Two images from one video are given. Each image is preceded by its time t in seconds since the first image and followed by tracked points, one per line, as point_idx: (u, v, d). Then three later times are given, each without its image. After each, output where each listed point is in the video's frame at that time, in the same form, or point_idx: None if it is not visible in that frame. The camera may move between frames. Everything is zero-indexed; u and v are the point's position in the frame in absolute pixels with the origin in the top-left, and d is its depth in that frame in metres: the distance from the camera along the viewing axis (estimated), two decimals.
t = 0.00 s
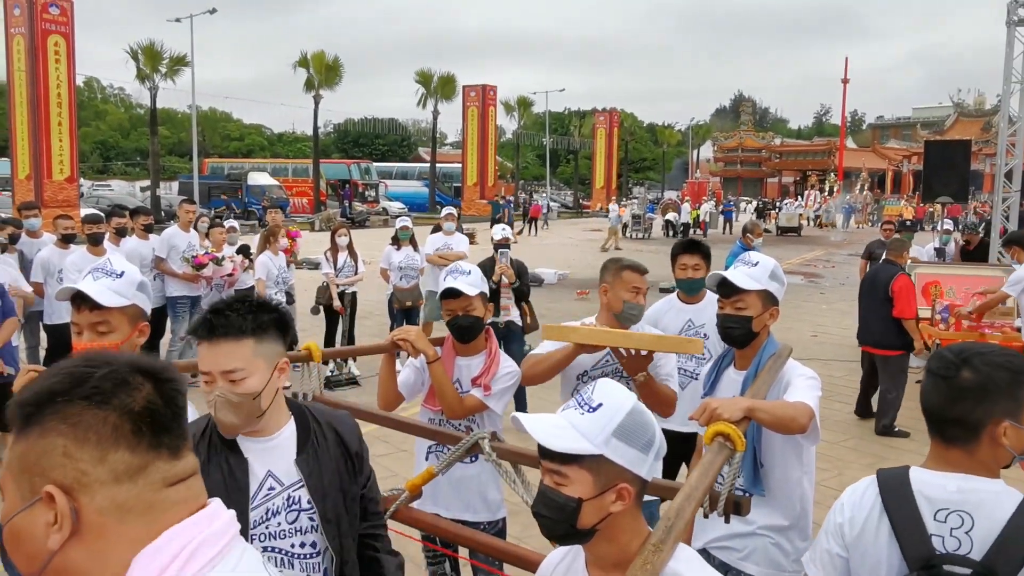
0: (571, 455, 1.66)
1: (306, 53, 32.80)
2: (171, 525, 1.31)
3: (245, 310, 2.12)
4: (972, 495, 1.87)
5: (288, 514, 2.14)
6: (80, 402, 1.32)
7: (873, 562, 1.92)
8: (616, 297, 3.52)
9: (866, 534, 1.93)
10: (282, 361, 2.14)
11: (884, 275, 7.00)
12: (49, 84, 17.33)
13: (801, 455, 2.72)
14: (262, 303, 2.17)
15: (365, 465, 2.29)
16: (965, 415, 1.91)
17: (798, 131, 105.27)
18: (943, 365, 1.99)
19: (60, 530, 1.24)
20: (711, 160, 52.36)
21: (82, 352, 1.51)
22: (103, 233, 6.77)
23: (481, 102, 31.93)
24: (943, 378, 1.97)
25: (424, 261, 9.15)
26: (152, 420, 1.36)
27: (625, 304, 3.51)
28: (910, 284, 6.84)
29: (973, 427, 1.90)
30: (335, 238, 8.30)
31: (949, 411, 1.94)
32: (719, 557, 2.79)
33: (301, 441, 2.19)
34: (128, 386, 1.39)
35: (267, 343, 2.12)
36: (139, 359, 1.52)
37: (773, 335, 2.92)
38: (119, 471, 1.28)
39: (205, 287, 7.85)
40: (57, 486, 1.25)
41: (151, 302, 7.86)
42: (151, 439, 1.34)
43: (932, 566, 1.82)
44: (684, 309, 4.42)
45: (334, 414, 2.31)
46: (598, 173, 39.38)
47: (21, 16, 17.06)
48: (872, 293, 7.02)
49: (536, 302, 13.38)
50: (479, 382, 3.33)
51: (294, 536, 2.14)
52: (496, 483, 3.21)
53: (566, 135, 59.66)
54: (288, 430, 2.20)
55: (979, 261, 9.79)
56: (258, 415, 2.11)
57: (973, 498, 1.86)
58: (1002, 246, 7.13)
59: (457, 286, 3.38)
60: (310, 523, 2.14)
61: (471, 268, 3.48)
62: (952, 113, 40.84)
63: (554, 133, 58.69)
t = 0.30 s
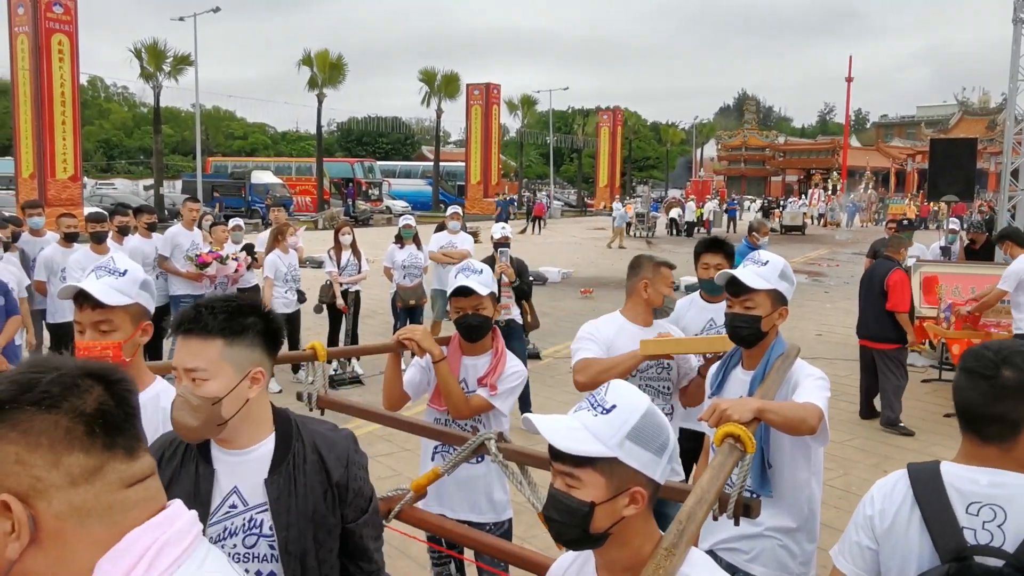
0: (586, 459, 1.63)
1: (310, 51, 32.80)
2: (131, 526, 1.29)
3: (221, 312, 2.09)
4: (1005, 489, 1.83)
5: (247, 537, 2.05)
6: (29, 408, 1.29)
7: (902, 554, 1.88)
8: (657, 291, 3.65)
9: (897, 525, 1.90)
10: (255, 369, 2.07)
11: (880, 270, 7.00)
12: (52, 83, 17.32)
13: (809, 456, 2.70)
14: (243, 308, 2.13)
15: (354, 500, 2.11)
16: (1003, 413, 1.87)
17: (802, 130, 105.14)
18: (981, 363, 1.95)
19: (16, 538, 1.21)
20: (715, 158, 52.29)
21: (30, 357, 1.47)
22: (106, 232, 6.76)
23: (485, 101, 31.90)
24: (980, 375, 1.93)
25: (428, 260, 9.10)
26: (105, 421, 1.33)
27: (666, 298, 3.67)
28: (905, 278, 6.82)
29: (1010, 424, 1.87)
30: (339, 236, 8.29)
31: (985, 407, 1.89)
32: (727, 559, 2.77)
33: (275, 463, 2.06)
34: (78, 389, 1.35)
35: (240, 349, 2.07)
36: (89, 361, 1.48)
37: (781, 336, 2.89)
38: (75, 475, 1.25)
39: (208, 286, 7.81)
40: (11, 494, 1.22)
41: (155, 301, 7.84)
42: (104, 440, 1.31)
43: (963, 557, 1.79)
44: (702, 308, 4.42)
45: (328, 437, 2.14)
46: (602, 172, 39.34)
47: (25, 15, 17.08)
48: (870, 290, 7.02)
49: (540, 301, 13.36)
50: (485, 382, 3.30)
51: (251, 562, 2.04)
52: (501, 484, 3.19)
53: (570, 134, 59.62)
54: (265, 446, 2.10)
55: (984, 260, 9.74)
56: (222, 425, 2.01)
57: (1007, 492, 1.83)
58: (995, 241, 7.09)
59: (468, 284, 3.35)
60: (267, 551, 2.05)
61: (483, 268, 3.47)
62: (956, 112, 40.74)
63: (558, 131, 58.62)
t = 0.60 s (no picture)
0: (591, 459, 1.63)
1: (311, 50, 32.79)
2: (120, 526, 1.27)
3: (237, 320, 2.04)
4: None
5: (237, 557, 1.98)
6: (12, 408, 1.29)
7: (952, 550, 1.88)
8: (694, 286, 3.78)
9: (947, 522, 1.88)
10: (267, 380, 2.02)
11: (878, 267, 7.00)
12: (54, 82, 17.31)
13: (813, 456, 2.70)
14: (259, 315, 2.07)
15: (358, 541, 1.93)
16: None
17: (804, 128, 105.10)
18: None
19: None
20: (716, 156, 52.25)
21: (18, 360, 1.47)
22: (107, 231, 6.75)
23: (486, 100, 31.88)
24: None
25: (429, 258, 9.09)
26: (90, 420, 1.32)
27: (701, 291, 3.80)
28: (904, 275, 6.83)
29: None
30: (339, 235, 8.27)
31: None
32: (731, 560, 2.76)
33: (279, 484, 1.97)
34: (61, 389, 1.35)
35: (253, 359, 2.01)
36: (75, 362, 1.48)
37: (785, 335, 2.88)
38: (59, 474, 1.25)
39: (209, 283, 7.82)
40: None
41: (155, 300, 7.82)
42: (89, 439, 1.30)
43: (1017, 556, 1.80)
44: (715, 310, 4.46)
45: (343, 467, 1.98)
46: (603, 170, 39.33)
47: (25, 14, 17.06)
48: (868, 286, 7.02)
49: (541, 299, 13.36)
50: (488, 382, 3.29)
51: None
52: (505, 484, 3.18)
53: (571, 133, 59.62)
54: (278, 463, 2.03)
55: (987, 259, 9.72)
56: (229, 438, 1.98)
57: None
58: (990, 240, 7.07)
59: (478, 284, 3.36)
60: None
61: (493, 268, 3.49)
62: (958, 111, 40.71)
63: (559, 130, 58.59)
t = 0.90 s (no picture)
0: (593, 460, 1.61)
1: (310, 49, 32.75)
2: (113, 531, 1.26)
3: (239, 324, 2.03)
4: None
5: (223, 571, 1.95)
6: (16, 409, 1.27)
7: (990, 551, 1.83)
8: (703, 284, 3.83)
9: (983, 523, 1.84)
10: (272, 388, 2.01)
11: (881, 265, 6.94)
12: (52, 80, 17.28)
13: (814, 456, 2.68)
14: (259, 320, 2.07)
15: (345, 564, 1.84)
16: None
17: (803, 127, 105.10)
18: None
19: None
20: (715, 155, 52.25)
21: (20, 357, 1.44)
22: (106, 229, 6.74)
23: (485, 98, 31.85)
24: None
25: (427, 257, 9.08)
26: (92, 425, 1.30)
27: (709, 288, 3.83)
28: (906, 273, 6.81)
29: None
30: (338, 234, 8.26)
31: None
32: (732, 560, 2.75)
33: (267, 498, 1.92)
34: (65, 392, 1.33)
35: (255, 364, 2.00)
36: (76, 365, 1.46)
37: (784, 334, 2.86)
38: (60, 479, 1.23)
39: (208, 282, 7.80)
40: None
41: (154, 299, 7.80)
42: (91, 444, 1.28)
43: None
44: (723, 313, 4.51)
45: (333, 483, 1.91)
46: (602, 169, 39.32)
47: (24, 13, 17.05)
48: (870, 283, 6.95)
49: (540, 298, 13.35)
50: (487, 381, 3.28)
51: None
52: (505, 484, 3.17)
53: (570, 131, 59.58)
54: (268, 475, 1.99)
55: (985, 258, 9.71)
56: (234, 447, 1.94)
57: None
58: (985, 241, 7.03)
59: (483, 285, 3.35)
60: None
61: (498, 270, 3.48)
62: (957, 110, 40.69)
63: (558, 129, 58.57)
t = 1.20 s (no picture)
0: (592, 462, 1.61)
1: (308, 49, 32.72)
2: (94, 536, 1.25)
3: (198, 322, 2.01)
4: None
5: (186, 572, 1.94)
6: None
7: (996, 548, 1.81)
8: (705, 284, 3.82)
9: (991, 520, 1.81)
10: (234, 387, 2.00)
11: (885, 265, 7.00)
12: (50, 80, 17.25)
13: (813, 456, 2.68)
14: (219, 319, 2.05)
15: (308, 562, 1.84)
16: None
17: (801, 126, 105.21)
18: None
19: None
20: (714, 155, 52.31)
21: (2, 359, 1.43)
22: (103, 229, 6.73)
23: (483, 98, 31.81)
24: None
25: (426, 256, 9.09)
26: (74, 429, 1.29)
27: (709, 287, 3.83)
28: (910, 273, 6.85)
29: None
30: (337, 234, 8.26)
31: None
32: (730, 560, 2.74)
33: (226, 499, 1.91)
34: (45, 395, 1.31)
35: (216, 363, 1.98)
36: (58, 367, 1.44)
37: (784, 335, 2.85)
38: (41, 483, 1.23)
39: (205, 283, 7.79)
40: None
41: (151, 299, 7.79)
42: (73, 448, 1.27)
43: None
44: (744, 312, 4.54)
45: (293, 482, 1.90)
46: (601, 169, 39.31)
47: (22, 12, 17.02)
48: (875, 283, 7.01)
49: (539, 298, 13.34)
50: (485, 381, 3.27)
51: None
52: (503, 484, 3.17)
53: (568, 131, 59.52)
54: (228, 475, 1.98)
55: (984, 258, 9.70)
56: (194, 448, 1.93)
57: None
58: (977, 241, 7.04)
59: (483, 286, 3.33)
60: None
61: (494, 270, 3.47)
62: (955, 110, 40.69)
63: (557, 128, 58.57)
